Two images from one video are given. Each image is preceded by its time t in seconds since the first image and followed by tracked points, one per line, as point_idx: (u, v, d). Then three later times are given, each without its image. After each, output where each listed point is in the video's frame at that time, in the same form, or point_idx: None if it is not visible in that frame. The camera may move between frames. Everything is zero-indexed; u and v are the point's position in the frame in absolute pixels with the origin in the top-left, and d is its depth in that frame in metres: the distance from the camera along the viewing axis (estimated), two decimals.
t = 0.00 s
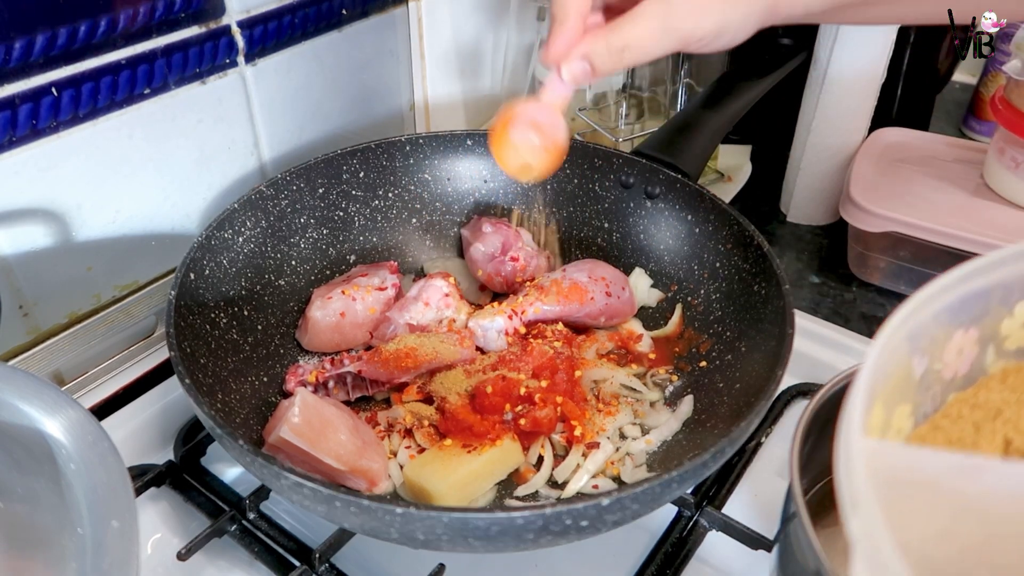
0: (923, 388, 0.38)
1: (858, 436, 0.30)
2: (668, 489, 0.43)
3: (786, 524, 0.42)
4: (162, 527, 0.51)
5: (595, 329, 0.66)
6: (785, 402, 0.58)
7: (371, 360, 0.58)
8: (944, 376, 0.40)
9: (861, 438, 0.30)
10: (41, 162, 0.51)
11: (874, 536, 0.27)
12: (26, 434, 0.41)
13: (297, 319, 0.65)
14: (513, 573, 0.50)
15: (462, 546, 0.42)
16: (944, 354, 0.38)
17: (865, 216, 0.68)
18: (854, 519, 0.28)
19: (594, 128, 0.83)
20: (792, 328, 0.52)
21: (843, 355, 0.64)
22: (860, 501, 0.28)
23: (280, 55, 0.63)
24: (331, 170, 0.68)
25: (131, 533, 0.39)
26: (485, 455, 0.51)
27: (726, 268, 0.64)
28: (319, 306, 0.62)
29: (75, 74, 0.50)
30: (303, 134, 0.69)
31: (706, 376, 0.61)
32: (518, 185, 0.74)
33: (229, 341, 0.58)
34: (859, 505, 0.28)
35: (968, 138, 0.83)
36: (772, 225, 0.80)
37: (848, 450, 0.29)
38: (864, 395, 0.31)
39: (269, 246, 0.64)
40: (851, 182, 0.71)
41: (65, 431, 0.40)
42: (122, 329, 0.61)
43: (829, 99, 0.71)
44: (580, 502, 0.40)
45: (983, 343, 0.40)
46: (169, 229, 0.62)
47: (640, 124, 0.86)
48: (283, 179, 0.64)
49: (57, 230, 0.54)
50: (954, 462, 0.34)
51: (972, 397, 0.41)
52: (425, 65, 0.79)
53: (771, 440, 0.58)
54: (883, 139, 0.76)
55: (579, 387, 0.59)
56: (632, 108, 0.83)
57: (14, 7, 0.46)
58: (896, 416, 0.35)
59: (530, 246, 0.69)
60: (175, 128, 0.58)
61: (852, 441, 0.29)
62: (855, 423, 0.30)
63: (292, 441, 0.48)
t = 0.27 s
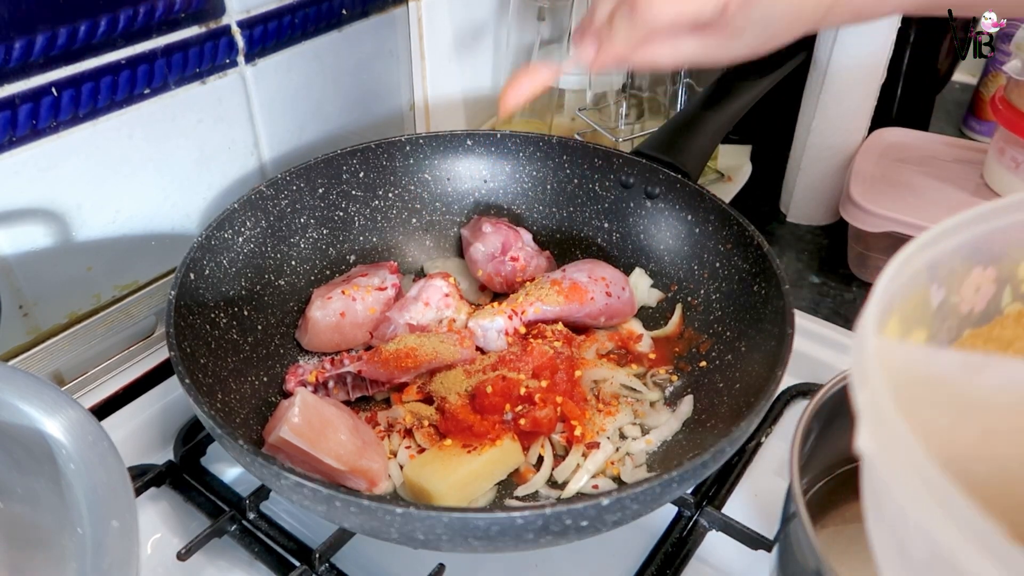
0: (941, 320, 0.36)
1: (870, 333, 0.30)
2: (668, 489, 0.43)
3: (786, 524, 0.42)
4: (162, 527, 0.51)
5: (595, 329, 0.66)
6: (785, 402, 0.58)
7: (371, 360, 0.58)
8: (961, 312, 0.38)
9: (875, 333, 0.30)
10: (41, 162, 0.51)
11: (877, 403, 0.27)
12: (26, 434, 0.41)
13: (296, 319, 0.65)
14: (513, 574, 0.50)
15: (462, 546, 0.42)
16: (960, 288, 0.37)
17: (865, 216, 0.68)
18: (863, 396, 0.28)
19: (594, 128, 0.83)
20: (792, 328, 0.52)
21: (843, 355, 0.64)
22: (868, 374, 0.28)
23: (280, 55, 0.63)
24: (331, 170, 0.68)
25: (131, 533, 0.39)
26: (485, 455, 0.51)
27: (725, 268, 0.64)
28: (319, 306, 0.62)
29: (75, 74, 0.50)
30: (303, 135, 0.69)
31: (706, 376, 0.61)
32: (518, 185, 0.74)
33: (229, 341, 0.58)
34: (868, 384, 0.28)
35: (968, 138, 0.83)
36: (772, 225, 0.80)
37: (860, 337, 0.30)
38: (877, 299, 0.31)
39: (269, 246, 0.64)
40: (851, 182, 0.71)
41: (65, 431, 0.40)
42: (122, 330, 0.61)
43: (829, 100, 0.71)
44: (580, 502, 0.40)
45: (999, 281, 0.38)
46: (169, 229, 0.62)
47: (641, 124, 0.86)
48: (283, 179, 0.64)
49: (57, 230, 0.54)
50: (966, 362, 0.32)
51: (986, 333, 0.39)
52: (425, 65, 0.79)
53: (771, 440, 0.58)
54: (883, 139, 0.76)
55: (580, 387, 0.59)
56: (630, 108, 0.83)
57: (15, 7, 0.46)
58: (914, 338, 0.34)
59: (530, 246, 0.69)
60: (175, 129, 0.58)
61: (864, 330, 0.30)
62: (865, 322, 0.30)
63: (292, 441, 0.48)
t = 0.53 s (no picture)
0: None
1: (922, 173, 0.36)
2: (668, 489, 0.43)
3: (786, 524, 0.42)
4: (162, 527, 0.51)
5: (595, 329, 0.66)
6: (785, 402, 0.58)
7: (371, 360, 0.58)
8: None
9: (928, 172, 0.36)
10: (41, 162, 0.51)
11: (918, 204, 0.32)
12: (26, 434, 0.41)
13: (297, 319, 0.65)
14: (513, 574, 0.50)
15: (462, 546, 0.42)
16: None
17: (865, 216, 0.68)
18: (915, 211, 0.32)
19: (594, 128, 0.83)
20: (792, 329, 0.52)
21: (843, 355, 0.64)
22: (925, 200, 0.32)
23: (280, 55, 0.63)
24: (331, 170, 0.68)
25: (131, 533, 0.39)
26: (485, 455, 0.51)
27: (725, 268, 0.64)
28: (319, 306, 0.62)
29: (75, 74, 0.50)
30: (303, 135, 0.69)
31: (706, 377, 0.61)
32: (518, 184, 0.74)
33: (229, 341, 0.58)
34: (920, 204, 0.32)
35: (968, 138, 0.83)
36: (772, 225, 0.80)
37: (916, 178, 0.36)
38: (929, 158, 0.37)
39: (269, 246, 0.64)
40: (851, 181, 0.71)
41: (65, 431, 0.40)
42: (122, 330, 0.61)
43: (829, 100, 0.71)
44: (579, 502, 0.40)
45: None
46: (169, 230, 0.62)
47: (641, 124, 0.86)
48: (283, 179, 0.64)
49: (57, 230, 0.54)
50: None
51: None
52: (425, 65, 0.79)
53: (771, 440, 0.58)
54: (882, 139, 0.76)
55: (579, 387, 0.59)
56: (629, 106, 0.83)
57: (14, 7, 0.46)
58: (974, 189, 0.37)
59: (530, 245, 0.69)
60: (175, 128, 0.58)
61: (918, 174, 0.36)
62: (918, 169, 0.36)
63: (292, 441, 0.48)
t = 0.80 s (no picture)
0: None
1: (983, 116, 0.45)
2: (668, 489, 0.43)
3: (786, 523, 0.42)
4: (162, 527, 0.51)
5: (595, 329, 0.66)
6: (785, 402, 0.58)
7: (371, 360, 0.58)
8: None
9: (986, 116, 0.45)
10: (41, 162, 0.51)
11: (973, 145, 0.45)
12: (26, 434, 0.41)
13: (297, 319, 0.65)
14: (513, 574, 0.50)
15: (462, 546, 0.42)
16: None
17: (865, 216, 0.68)
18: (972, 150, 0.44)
19: (594, 128, 0.83)
20: (792, 329, 0.52)
21: (843, 355, 0.64)
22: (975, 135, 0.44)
23: (280, 55, 0.63)
24: (331, 170, 0.68)
25: (131, 533, 0.39)
26: (485, 455, 0.51)
27: (726, 268, 0.64)
28: (319, 306, 0.62)
29: (75, 74, 0.50)
30: (303, 135, 0.69)
31: (706, 377, 0.61)
32: (518, 184, 0.74)
33: (229, 341, 0.58)
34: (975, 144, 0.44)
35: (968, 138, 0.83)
36: (772, 225, 0.80)
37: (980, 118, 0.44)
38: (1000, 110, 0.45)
39: (269, 246, 0.64)
40: (850, 181, 0.71)
41: (65, 430, 0.40)
42: (122, 330, 0.61)
43: (829, 100, 0.71)
44: (579, 502, 0.40)
45: None
46: (169, 230, 0.62)
47: (641, 124, 0.85)
48: (283, 179, 0.64)
49: (57, 230, 0.54)
50: None
51: None
52: (425, 65, 0.79)
53: (771, 440, 0.58)
54: (882, 139, 0.76)
55: (579, 387, 0.59)
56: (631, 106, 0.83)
57: (14, 8, 0.46)
58: None
59: (530, 245, 0.69)
60: (175, 128, 0.58)
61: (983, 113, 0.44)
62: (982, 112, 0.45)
63: (292, 441, 0.48)
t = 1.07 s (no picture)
0: None
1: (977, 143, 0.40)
2: (668, 489, 0.42)
3: (786, 523, 0.42)
4: (162, 527, 0.51)
5: (595, 329, 0.66)
6: (785, 402, 0.58)
7: (371, 360, 0.58)
8: None
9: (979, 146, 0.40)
10: (41, 162, 0.51)
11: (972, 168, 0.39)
12: (26, 434, 0.41)
13: (297, 319, 0.65)
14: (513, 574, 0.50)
15: (462, 546, 0.42)
16: None
17: (865, 216, 0.68)
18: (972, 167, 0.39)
19: (594, 128, 0.83)
20: (792, 329, 0.52)
21: (843, 355, 0.64)
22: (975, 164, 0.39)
23: (280, 55, 0.63)
24: (331, 170, 0.68)
25: (131, 533, 0.39)
26: (485, 455, 0.51)
27: (725, 268, 0.64)
28: (319, 306, 0.62)
29: (75, 74, 0.50)
30: (303, 135, 0.69)
31: (706, 376, 0.61)
32: (518, 184, 0.74)
33: (229, 341, 0.58)
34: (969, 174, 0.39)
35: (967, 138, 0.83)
36: (772, 225, 0.80)
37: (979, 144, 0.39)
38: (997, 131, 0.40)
39: (269, 246, 0.64)
40: (851, 181, 0.71)
41: (65, 430, 0.40)
42: (122, 330, 0.61)
43: (829, 100, 0.71)
44: (579, 502, 0.40)
45: None
46: (169, 230, 0.62)
47: (641, 124, 0.85)
48: (283, 179, 0.64)
49: (57, 230, 0.54)
50: None
51: None
52: (425, 65, 0.79)
53: (771, 440, 0.58)
54: (882, 139, 0.76)
55: (579, 387, 0.59)
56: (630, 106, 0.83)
57: (14, 7, 0.46)
58: None
59: (530, 245, 0.69)
60: (175, 128, 0.58)
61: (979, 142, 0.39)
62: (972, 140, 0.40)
63: (292, 441, 0.48)
